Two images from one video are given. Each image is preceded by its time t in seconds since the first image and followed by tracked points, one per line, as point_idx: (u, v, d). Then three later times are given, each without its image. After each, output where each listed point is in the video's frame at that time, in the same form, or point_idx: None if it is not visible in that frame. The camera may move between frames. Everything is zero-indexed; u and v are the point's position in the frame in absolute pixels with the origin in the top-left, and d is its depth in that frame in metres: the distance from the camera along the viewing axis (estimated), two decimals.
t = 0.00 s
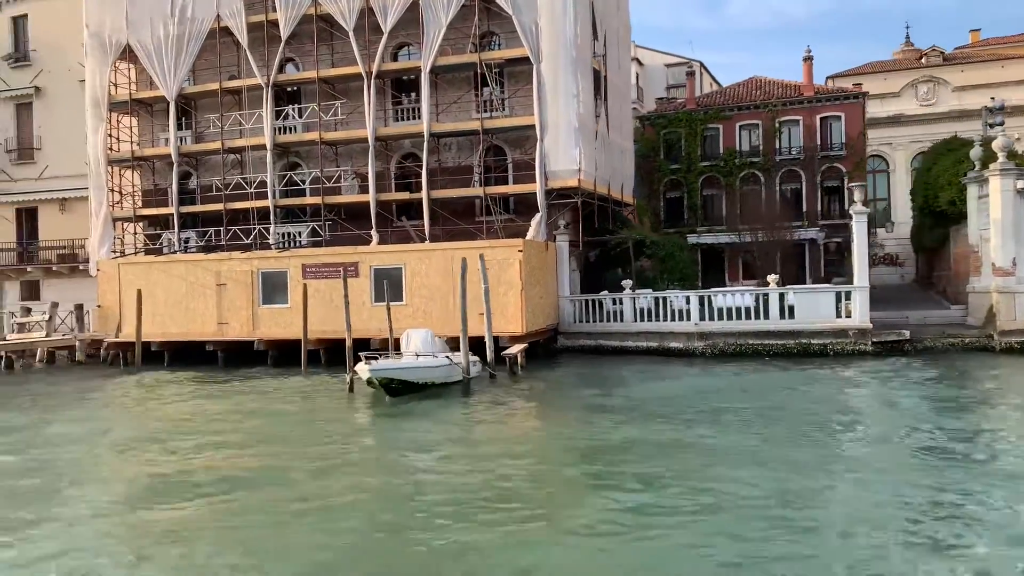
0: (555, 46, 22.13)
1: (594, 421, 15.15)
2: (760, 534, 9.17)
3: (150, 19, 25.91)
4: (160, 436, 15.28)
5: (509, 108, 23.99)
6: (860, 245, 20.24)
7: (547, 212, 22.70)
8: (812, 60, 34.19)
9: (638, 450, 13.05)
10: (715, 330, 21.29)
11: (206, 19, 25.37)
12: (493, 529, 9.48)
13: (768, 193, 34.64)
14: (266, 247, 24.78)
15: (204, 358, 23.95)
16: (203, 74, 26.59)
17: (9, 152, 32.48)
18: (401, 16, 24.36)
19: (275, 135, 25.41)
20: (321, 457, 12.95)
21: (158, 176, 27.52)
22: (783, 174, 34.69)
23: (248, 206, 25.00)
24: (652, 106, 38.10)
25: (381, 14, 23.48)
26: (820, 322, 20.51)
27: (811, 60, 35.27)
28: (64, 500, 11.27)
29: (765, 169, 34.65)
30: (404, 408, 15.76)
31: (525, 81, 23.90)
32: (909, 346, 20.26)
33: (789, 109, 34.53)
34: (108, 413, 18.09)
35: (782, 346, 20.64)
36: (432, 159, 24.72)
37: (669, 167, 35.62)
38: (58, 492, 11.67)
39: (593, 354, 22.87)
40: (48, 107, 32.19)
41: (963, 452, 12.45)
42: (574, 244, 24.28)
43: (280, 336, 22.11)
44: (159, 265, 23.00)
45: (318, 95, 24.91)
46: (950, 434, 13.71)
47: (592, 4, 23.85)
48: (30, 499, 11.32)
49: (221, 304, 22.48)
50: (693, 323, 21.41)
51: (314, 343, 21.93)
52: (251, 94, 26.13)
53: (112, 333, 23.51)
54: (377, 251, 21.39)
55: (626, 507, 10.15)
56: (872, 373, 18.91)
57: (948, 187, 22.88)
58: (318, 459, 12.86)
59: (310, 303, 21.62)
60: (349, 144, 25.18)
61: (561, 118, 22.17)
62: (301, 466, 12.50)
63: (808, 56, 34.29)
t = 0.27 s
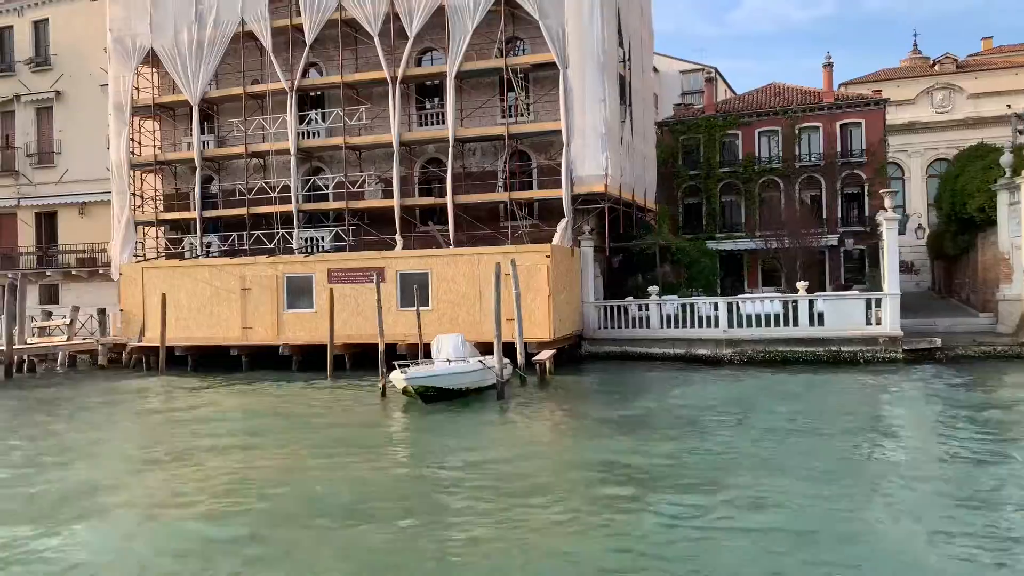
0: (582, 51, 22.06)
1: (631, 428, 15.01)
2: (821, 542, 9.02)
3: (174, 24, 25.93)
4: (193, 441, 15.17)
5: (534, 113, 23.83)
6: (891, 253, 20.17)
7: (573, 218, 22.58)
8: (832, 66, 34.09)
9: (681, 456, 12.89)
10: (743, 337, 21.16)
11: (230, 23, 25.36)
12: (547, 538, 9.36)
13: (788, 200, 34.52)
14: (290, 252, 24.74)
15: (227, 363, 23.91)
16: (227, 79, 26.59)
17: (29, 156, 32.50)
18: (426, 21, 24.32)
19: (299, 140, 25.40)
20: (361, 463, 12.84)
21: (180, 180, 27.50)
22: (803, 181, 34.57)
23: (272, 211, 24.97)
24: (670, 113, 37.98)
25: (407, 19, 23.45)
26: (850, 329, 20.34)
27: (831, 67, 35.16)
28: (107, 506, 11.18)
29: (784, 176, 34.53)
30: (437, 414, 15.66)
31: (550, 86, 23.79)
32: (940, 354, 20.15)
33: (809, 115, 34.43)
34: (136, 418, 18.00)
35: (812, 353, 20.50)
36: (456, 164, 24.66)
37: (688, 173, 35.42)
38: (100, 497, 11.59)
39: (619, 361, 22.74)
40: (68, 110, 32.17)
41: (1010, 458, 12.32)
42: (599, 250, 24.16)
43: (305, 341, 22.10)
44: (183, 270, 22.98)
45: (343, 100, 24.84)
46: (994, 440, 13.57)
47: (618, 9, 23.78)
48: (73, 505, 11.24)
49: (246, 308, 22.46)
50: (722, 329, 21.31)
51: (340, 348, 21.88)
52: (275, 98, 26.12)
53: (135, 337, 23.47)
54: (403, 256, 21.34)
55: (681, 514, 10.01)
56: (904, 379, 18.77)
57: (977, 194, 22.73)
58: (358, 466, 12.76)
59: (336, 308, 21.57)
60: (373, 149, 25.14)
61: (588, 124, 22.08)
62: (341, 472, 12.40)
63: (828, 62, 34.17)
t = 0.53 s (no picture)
0: (611, 57, 21.95)
1: (671, 435, 14.81)
2: (889, 552, 8.82)
3: (200, 30, 25.97)
4: (228, 447, 15.04)
5: (561, 119, 23.72)
6: (926, 259, 19.88)
7: (601, 223, 22.42)
8: (854, 72, 33.89)
9: (728, 463, 12.70)
10: (775, 344, 20.95)
11: (256, 29, 25.34)
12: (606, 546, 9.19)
13: (810, 206, 34.34)
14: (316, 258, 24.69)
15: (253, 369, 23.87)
16: (252, 85, 26.60)
17: (52, 163, 32.57)
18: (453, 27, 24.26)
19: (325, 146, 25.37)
20: (403, 469, 12.69)
21: (204, 186, 27.49)
22: (826, 187, 34.39)
23: (298, 217, 24.93)
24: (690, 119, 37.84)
25: (434, 25, 23.41)
26: (884, 336, 20.11)
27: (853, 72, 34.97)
28: (151, 511, 11.07)
29: (807, 181, 34.36)
30: (474, 420, 15.49)
31: (577, 91, 23.63)
32: (977, 362, 19.99)
33: (832, 121, 34.23)
34: (167, 424, 17.90)
35: (845, 360, 20.28)
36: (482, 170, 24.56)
37: (709, 179, 35.20)
38: (144, 503, 11.46)
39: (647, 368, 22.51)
40: (91, 117, 32.21)
41: None
42: (626, 256, 23.97)
43: (333, 347, 22.08)
44: (211, 275, 22.99)
45: (369, 106, 24.78)
46: None
47: (645, 15, 23.68)
48: (117, 511, 11.11)
49: (274, 314, 22.44)
50: (753, 336, 21.11)
51: (368, 355, 21.82)
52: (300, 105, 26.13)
53: (161, 343, 23.45)
54: (431, 261, 21.21)
55: (740, 523, 9.81)
56: (941, 386, 18.54)
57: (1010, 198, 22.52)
58: (401, 472, 12.59)
59: (364, 314, 21.51)
60: (398, 155, 25.08)
61: (616, 129, 21.95)
62: (385, 479, 12.25)
63: (850, 68, 33.98)
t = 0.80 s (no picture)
0: (644, 59, 21.83)
1: (717, 440, 14.63)
2: (964, 564, 8.64)
3: (230, 35, 26.00)
4: (270, 451, 14.99)
5: (592, 121, 23.45)
6: (967, 262, 19.63)
7: (634, 227, 22.24)
8: (882, 73, 33.59)
9: (780, 470, 12.52)
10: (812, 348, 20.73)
11: (285, 33, 25.33)
12: (672, 558, 9.05)
13: (838, 209, 34.07)
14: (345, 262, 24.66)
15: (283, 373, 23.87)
16: (280, 90, 26.61)
17: (79, 168, 32.72)
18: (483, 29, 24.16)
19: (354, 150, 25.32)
20: (451, 475, 12.59)
21: (233, 191, 27.53)
22: (853, 190, 34.09)
23: (328, 221, 24.91)
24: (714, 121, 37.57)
25: (465, 28, 23.34)
26: (923, 340, 19.86)
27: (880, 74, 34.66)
28: (202, 518, 11.03)
29: (834, 184, 34.08)
30: (516, 425, 15.36)
31: (609, 94, 23.46)
32: (1019, 365, 19.68)
33: (860, 123, 33.98)
34: (204, 428, 17.88)
35: (884, 365, 20.02)
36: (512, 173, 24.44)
37: (735, 182, 34.89)
38: (194, 509, 11.41)
39: (681, 373, 22.30)
40: (117, 123, 32.31)
41: None
42: (658, 260, 23.73)
43: (365, 351, 22.07)
44: (243, 280, 23.05)
45: (399, 110, 24.72)
46: None
47: (677, 17, 23.53)
48: (170, 517, 11.06)
49: (306, 319, 22.49)
50: (790, 340, 20.91)
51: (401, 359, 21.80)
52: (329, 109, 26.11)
53: (192, 348, 23.49)
54: (463, 266, 21.10)
55: (805, 533, 9.66)
56: (984, 391, 18.26)
57: None
58: (449, 478, 12.49)
59: (396, 318, 21.48)
60: (427, 159, 25.00)
61: (649, 132, 21.80)
62: (434, 485, 12.14)
63: (878, 69, 33.68)
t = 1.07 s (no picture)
0: (681, 57, 21.66)
1: (768, 442, 14.37)
2: None
3: (262, 38, 26.03)
4: (315, 451, 14.88)
5: (627, 121, 23.26)
6: (1014, 260, 19.27)
7: (671, 227, 22.03)
8: (914, 71, 33.20)
9: (839, 473, 12.25)
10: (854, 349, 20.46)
11: (317, 35, 25.32)
12: (746, 559, 8.81)
13: (870, 209, 33.67)
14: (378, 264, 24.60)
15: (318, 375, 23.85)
16: (312, 92, 26.60)
17: (109, 171, 32.87)
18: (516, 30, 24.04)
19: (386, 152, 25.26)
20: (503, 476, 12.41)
21: (264, 193, 27.55)
22: (885, 190, 33.70)
23: (361, 222, 24.85)
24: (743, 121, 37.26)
25: (498, 28, 23.24)
26: (969, 341, 19.50)
27: (912, 72, 34.26)
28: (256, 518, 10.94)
29: (865, 184, 33.69)
30: (562, 427, 15.17)
31: (644, 93, 23.26)
32: None
33: (892, 122, 33.68)
34: (244, 429, 17.82)
35: (929, 366, 19.70)
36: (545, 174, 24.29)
37: (765, 182, 34.49)
38: (249, 506, 11.31)
39: (719, 374, 22.07)
40: (147, 126, 32.42)
41: None
42: (694, 260, 23.46)
43: (401, 353, 21.98)
44: (278, 282, 23.13)
45: (432, 112, 24.62)
46: None
47: (712, 16, 23.35)
48: (225, 513, 10.96)
49: (341, 320, 22.52)
50: (832, 341, 20.63)
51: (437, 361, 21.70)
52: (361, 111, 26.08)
53: (227, 350, 23.53)
54: (499, 266, 20.92)
55: (874, 536, 9.42)
56: None
57: None
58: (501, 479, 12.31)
59: (431, 320, 21.37)
60: (460, 160, 24.87)
61: (686, 131, 21.62)
62: (487, 485, 11.97)
63: (910, 68, 33.30)
